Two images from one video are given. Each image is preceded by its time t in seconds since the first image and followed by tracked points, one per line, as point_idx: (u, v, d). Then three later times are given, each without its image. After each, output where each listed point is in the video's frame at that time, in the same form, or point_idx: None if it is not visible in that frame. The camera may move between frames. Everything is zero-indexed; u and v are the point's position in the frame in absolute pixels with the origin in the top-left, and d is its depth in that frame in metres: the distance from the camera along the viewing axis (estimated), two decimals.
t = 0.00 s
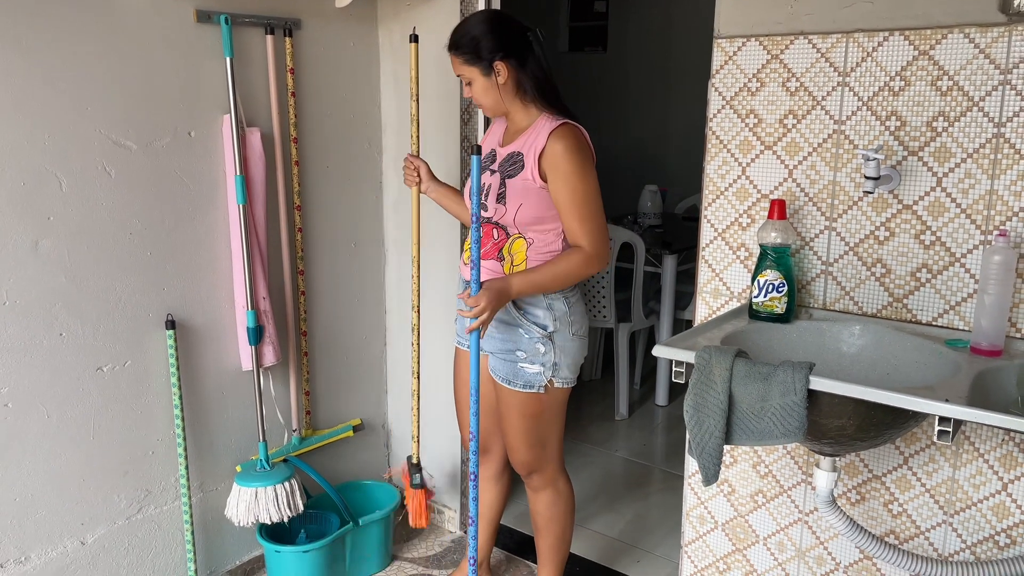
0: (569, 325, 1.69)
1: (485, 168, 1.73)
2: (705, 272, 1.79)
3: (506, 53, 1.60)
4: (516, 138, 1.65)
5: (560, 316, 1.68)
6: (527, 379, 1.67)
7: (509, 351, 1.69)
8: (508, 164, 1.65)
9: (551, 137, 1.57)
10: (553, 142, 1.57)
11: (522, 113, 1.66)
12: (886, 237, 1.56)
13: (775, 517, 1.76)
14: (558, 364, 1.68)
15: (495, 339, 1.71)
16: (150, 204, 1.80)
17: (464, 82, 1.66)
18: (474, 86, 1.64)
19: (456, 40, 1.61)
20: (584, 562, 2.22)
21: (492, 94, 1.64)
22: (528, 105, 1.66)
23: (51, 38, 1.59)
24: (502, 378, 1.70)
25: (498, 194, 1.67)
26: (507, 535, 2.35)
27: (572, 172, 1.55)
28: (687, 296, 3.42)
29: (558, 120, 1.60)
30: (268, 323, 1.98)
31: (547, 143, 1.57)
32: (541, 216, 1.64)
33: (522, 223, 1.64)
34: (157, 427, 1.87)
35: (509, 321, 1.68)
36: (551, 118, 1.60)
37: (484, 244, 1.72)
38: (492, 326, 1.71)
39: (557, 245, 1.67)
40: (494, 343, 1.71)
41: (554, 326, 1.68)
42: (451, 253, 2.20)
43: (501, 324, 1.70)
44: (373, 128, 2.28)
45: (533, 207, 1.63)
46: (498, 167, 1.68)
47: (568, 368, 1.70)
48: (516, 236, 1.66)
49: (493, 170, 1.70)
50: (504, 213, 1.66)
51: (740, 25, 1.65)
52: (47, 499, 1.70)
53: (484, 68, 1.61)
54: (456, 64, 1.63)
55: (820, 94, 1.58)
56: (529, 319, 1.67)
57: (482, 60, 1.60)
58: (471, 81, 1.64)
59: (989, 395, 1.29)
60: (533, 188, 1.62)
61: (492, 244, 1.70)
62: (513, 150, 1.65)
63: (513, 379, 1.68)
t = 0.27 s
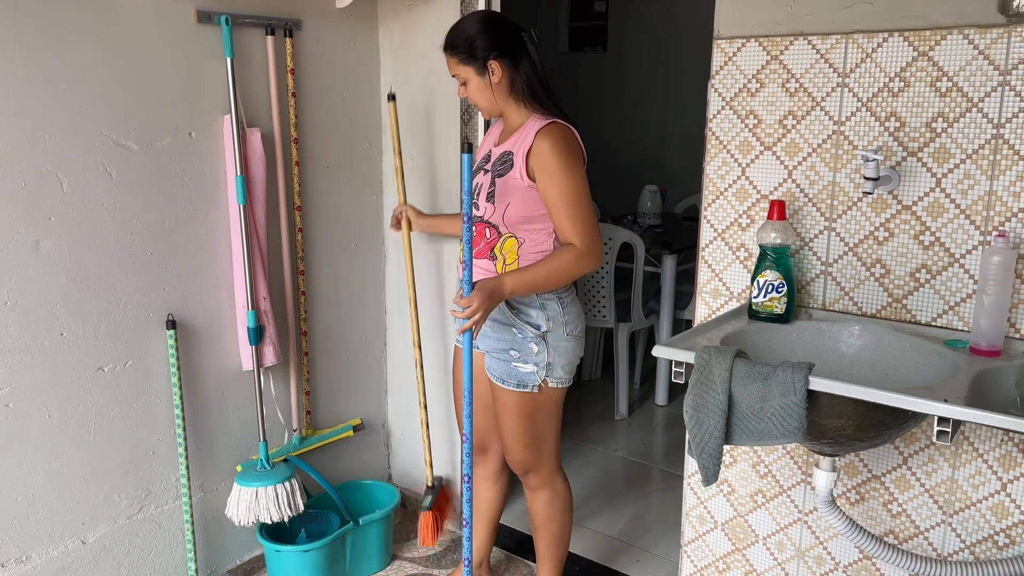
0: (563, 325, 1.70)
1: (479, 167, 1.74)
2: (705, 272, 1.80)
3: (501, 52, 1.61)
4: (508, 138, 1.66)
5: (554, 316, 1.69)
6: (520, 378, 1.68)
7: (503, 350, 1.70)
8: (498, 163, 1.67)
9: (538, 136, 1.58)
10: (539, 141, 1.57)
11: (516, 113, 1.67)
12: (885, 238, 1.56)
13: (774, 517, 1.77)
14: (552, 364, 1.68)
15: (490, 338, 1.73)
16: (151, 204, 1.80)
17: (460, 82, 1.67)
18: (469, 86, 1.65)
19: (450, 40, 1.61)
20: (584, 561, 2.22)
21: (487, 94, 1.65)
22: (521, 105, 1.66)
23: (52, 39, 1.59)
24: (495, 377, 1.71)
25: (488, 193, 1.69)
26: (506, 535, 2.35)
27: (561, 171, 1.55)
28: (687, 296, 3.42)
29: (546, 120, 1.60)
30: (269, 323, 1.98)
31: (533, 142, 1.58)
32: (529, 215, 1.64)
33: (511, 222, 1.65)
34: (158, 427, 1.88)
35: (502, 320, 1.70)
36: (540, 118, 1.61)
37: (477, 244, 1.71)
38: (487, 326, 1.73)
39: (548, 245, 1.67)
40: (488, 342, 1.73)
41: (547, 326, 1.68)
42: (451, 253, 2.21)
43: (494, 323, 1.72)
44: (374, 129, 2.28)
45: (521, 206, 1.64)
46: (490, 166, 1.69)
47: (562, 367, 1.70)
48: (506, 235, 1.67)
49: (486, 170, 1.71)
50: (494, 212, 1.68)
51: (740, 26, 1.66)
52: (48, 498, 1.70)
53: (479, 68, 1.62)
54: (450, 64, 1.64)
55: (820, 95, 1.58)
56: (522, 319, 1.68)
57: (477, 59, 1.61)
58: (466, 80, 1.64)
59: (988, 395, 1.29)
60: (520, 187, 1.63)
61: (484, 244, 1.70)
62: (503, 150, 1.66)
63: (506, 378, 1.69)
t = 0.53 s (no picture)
0: (561, 325, 1.70)
1: (477, 168, 1.73)
2: (705, 273, 1.80)
3: (506, 51, 1.62)
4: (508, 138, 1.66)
5: (551, 316, 1.69)
6: (518, 378, 1.68)
7: (501, 350, 1.71)
8: (497, 164, 1.66)
9: (540, 137, 1.58)
10: (541, 142, 1.57)
11: (516, 114, 1.67)
12: (886, 239, 1.56)
13: (775, 518, 1.77)
14: (550, 364, 1.68)
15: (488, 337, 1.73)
16: (152, 205, 1.80)
17: (462, 79, 1.65)
18: (474, 83, 1.63)
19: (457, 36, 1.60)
20: (584, 562, 2.22)
21: (492, 91, 1.64)
22: (522, 107, 1.66)
23: (53, 40, 1.60)
24: (495, 377, 1.72)
25: (487, 194, 1.68)
26: (507, 536, 2.35)
27: (563, 172, 1.55)
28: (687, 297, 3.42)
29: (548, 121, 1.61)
30: (270, 324, 1.99)
31: (535, 143, 1.58)
32: (530, 216, 1.64)
33: (511, 222, 1.65)
34: (159, 428, 1.88)
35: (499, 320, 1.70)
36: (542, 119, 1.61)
37: (475, 244, 1.72)
38: (485, 325, 1.74)
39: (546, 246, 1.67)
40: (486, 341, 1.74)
41: (545, 326, 1.68)
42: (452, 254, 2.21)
43: (492, 323, 1.72)
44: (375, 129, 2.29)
45: (521, 207, 1.63)
46: (488, 167, 1.68)
47: (560, 367, 1.70)
48: (505, 235, 1.67)
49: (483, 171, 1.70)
50: (493, 213, 1.67)
51: (741, 27, 1.66)
52: (49, 499, 1.71)
53: (485, 64, 1.61)
54: (456, 60, 1.63)
55: (821, 96, 1.58)
56: (518, 317, 1.68)
57: (483, 56, 1.60)
58: (471, 78, 1.63)
59: (988, 396, 1.29)
60: (519, 188, 1.63)
61: (483, 244, 1.71)
62: (503, 150, 1.65)
63: (505, 377, 1.70)
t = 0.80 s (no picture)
0: (562, 325, 1.71)
1: (478, 172, 1.72)
2: (705, 276, 1.80)
3: (524, 54, 1.63)
4: (512, 142, 1.66)
5: (554, 316, 1.69)
6: (522, 379, 1.68)
7: (503, 352, 1.70)
8: (502, 168, 1.65)
9: (549, 141, 1.59)
10: (549, 146, 1.58)
11: (525, 119, 1.67)
12: (885, 243, 1.57)
13: (775, 521, 1.77)
14: (553, 364, 1.69)
15: (490, 340, 1.72)
16: (153, 208, 1.81)
17: (480, 80, 1.62)
18: (493, 83, 1.61)
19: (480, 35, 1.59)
20: (584, 565, 2.22)
21: (510, 93, 1.63)
22: (529, 112, 1.67)
23: (55, 44, 1.60)
24: (498, 379, 1.71)
25: (492, 198, 1.67)
26: (507, 538, 2.35)
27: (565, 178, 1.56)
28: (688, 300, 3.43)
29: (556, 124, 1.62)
30: (270, 327, 1.99)
31: (543, 147, 1.59)
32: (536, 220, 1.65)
33: (517, 226, 1.65)
34: (160, 431, 1.88)
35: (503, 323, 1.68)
36: (549, 123, 1.62)
37: (477, 246, 1.72)
38: (487, 328, 1.72)
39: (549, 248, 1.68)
40: (488, 344, 1.72)
41: (548, 326, 1.68)
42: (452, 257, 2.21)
43: (495, 325, 1.71)
44: (375, 133, 2.29)
45: (528, 210, 1.64)
46: (492, 172, 1.68)
47: (562, 367, 1.71)
48: (510, 238, 1.67)
49: (486, 174, 1.69)
50: (499, 216, 1.66)
51: (740, 32, 1.66)
52: (50, 502, 1.71)
53: (507, 65, 1.61)
54: (478, 59, 1.60)
55: (820, 100, 1.59)
56: (521, 318, 1.67)
57: (505, 56, 1.60)
58: (491, 77, 1.61)
59: (987, 400, 1.30)
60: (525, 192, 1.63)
61: (485, 246, 1.70)
62: (508, 154, 1.65)
63: (509, 379, 1.69)
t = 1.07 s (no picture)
0: (569, 325, 1.72)
1: (481, 177, 1.71)
2: (705, 280, 1.80)
3: (539, 61, 1.65)
4: (519, 147, 1.66)
5: (562, 317, 1.70)
6: (532, 381, 1.68)
7: (512, 354, 1.69)
8: (511, 172, 1.65)
9: (561, 144, 1.61)
10: (561, 150, 1.61)
11: (530, 124, 1.67)
12: (885, 247, 1.57)
13: (775, 525, 1.77)
14: (561, 365, 1.70)
15: (499, 343, 1.70)
16: (154, 212, 1.81)
17: (495, 81, 1.61)
18: (510, 86, 1.61)
19: (501, 37, 1.58)
20: (584, 568, 2.22)
21: (523, 97, 1.63)
22: (534, 118, 1.68)
23: (56, 49, 1.60)
24: (506, 381, 1.70)
25: (502, 203, 1.66)
26: (507, 542, 2.35)
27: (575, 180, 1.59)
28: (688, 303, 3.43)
29: (564, 129, 1.65)
30: (271, 330, 1.99)
31: (555, 151, 1.61)
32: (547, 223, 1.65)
33: (529, 230, 1.65)
34: (160, 434, 1.88)
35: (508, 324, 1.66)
36: (556, 127, 1.65)
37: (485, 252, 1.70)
38: (495, 331, 1.70)
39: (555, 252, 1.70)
40: (497, 347, 1.71)
41: (557, 327, 1.69)
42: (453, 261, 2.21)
43: (504, 328, 1.68)
44: (376, 137, 2.29)
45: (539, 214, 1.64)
46: (500, 175, 1.67)
47: (569, 368, 1.72)
48: (520, 242, 1.66)
49: (492, 179, 1.69)
50: (511, 221, 1.65)
51: (740, 36, 1.66)
52: (49, 506, 1.71)
53: (524, 69, 1.61)
54: (496, 61, 1.59)
55: (820, 104, 1.59)
56: (531, 320, 1.67)
57: (523, 60, 1.61)
58: (508, 80, 1.60)
59: (987, 404, 1.30)
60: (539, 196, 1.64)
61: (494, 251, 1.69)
62: (516, 158, 1.65)
63: (519, 382, 1.68)
